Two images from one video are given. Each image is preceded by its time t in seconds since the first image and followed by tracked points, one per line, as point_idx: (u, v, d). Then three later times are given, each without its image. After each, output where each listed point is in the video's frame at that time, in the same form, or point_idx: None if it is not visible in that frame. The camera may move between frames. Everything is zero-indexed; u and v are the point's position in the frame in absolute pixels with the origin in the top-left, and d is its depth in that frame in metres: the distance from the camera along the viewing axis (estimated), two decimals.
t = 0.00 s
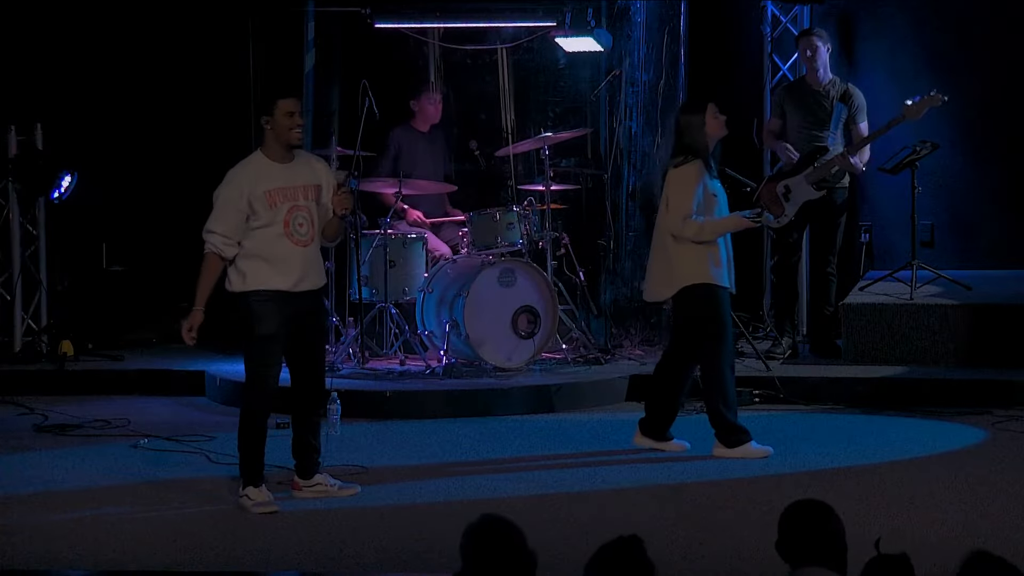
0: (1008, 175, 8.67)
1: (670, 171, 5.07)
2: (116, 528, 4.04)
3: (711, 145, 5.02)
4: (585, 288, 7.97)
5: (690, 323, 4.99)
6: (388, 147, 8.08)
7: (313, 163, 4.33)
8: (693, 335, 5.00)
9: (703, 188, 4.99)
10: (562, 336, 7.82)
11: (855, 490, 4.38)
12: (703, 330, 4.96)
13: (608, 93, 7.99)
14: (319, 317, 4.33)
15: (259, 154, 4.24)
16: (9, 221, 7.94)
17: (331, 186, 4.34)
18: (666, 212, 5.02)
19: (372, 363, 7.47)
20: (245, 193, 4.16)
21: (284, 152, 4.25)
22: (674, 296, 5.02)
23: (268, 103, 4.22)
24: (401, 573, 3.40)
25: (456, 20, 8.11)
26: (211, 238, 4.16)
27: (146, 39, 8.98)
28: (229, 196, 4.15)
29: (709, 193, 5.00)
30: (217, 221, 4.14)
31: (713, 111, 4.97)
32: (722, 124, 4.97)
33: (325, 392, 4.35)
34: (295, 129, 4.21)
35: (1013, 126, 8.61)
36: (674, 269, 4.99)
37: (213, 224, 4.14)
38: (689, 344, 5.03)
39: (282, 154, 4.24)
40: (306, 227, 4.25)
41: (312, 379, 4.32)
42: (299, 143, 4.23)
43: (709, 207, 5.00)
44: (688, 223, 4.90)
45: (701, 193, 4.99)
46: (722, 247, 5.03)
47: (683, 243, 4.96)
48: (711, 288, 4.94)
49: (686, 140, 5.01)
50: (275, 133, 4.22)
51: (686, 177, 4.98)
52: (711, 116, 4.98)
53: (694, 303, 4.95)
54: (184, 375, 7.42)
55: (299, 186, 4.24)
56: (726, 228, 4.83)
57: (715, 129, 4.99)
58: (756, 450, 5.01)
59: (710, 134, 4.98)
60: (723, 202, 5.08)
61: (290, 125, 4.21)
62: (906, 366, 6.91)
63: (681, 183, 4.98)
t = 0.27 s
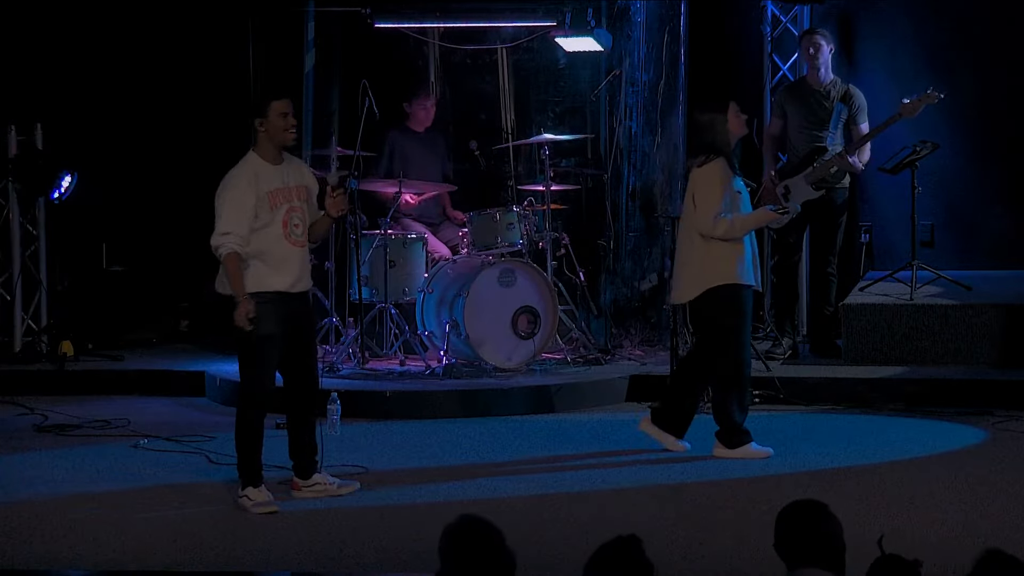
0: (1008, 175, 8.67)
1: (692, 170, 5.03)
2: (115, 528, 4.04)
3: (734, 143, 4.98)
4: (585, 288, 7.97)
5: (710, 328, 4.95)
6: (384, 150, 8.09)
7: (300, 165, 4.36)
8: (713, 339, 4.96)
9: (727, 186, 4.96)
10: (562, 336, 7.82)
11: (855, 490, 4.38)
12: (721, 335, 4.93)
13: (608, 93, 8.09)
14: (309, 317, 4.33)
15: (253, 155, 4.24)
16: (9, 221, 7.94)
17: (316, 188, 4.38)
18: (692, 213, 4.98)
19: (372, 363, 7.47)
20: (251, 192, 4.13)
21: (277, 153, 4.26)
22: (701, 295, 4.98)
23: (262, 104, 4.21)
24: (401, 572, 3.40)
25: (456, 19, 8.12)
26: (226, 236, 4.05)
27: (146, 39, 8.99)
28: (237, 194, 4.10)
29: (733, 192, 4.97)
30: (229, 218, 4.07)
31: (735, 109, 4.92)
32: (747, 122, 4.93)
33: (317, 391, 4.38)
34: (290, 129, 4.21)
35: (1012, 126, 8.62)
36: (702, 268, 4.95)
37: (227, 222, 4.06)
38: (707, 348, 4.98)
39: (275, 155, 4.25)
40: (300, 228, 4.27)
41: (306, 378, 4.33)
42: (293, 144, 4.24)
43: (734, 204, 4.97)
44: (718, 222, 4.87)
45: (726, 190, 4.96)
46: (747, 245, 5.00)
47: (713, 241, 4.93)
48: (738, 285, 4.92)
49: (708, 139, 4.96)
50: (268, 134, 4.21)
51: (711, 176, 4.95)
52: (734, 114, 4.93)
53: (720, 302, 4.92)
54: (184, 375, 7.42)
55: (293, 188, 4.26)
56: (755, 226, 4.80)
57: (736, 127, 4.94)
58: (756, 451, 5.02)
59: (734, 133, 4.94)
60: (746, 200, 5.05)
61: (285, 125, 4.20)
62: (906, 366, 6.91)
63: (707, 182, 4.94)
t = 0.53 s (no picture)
0: (1008, 175, 8.67)
1: (711, 172, 5.05)
2: (114, 527, 4.03)
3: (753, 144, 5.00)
4: (585, 288, 7.97)
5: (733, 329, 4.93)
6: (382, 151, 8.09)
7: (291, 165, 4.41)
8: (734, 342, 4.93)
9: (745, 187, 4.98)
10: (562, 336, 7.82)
11: (856, 490, 4.38)
12: (740, 338, 4.92)
13: (608, 93, 8.05)
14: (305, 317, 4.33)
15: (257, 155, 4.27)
16: (9, 221, 7.94)
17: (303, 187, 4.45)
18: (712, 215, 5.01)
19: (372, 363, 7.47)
20: (270, 189, 4.17)
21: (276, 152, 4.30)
22: (718, 296, 5.00)
23: (268, 102, 4.23)
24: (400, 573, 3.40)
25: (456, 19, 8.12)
26: (266, 232, 4.09)
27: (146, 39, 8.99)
28: (260, 191, 4.14)
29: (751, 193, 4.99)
30: (260, 215, 4.10)
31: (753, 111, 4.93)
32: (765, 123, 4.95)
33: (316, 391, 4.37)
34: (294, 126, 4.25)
35: (1012, 126, 8.62)
36: (721, 269, 4.97)
37: (260, 219, 4.09)
38: (727, 350, 4.95)
39: (275, 153, 4.30)
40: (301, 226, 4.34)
41: (304, 379, 4.33)
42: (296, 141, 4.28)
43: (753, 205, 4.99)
44: (736, 224, 4.89)
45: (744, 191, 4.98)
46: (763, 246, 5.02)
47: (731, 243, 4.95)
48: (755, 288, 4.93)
49: (727, 140, 4.98)
50: (272, 132, 4.24)
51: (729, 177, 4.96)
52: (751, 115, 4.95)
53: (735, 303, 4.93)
54: (184, 375, 7.42)
55: (293, 186, 4.32)
56: (772, 229, 4.82)
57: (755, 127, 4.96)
58: (757, 453, 5.01)
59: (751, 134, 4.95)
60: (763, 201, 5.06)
61: (288, 122, 4.25)
62: (906, 366, 6.91)
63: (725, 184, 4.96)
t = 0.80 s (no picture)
0: (1008, 176, 8.68)
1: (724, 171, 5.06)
2: (114, 527, 4.04)
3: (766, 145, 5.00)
4: (585, 288, 7.97)
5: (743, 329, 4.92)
6: (381, 150, 8.09)
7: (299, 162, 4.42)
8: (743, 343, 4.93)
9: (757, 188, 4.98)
10: (561, 336, 7.83)
11: (856, 490, 4.38)
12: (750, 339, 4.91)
13: (608, 93, 8.03)
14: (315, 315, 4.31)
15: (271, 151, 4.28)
16: (9, 221, 7.94)
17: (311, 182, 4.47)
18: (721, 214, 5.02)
19: (372, 363, 7.47)
20: (287, 188, 4.19)
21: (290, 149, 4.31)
22: (728, 296, 5.00)
23: (279, 100, 4.24)
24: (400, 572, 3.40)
25: (456, 19, 8.10)
26: (296, 231, 4.12)
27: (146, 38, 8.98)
28: (278, 191, 4.16)
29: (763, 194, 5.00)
30: (284, 215, 4.13)
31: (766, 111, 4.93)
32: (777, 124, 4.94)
33: (320, 393, 4.37)
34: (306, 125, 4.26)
35: (1012, 126, 8.62)
36: (729, 269, 4.97)
37: (284, 218, 4.12)
38: (736, 351, 4.94)
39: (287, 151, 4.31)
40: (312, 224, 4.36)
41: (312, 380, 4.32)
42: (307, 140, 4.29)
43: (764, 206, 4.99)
44: (746, 224, 4.88)
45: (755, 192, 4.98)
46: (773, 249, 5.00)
47: (739, 243, 4.95)
48: (763, 290, 4.92)
49: (740, 139, 5.01)
50: (284, 129, 4.24)
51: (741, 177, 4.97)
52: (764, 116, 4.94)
53: (741, 304, 4.93)
54: (184, 374, 7.41)
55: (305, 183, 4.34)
56: (782, 232, 4.82)
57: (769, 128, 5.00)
58: (756, 453, 5.01)
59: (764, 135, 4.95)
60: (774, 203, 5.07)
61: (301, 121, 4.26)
62: (906, 366, 6.91)
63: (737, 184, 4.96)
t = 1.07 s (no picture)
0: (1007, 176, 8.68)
1: (734, 170, 5.04)
2: (115, 526, 4.04)
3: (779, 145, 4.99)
4: (585, 288, 7.96)
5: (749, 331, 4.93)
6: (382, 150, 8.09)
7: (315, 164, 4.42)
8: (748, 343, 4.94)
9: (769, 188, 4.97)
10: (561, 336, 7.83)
11: (856, 490, 4.38)
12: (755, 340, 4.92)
13: (608, 93, 8.04)
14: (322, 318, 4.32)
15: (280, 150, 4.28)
16: (9, 221, 7.95)
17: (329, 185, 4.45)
18: (731, 213, 5.01)
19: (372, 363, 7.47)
20: (288, 187, 4.19)
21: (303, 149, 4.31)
22: (737, 295, 5.00)
23: (292, 99, 4.25)
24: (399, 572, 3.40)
25: (456, 19, 8.13)
26: (284, 230, 4.10)
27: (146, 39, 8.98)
28: (277, 188, 4.15)
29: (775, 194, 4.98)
30: (277, 213, 4.12)
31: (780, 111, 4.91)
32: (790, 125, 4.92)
33: (326, 396, 4.37)
34: (317, 125, 4.26)
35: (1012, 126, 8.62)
36: (739, 269, 4.98)
37: (277, 216, 4.11)
38: (742, 351, 4.95)
39: (299, 151, 4.30)
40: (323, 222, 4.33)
41: (315, 383, 4.32)
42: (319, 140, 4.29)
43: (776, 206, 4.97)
44: (755, 224, 4.88)
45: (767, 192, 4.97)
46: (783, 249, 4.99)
47: (749, 244, 4.94)
48: (771, 290, 4.92)
49: (751, 141, 4.96)
50: (294, 129, 4.25)
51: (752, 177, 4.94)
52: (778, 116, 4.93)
53: (746, 304, 4.95)
54: (184, 374, 7.41)
55: (314, 184, 4.32)
56: (792, 232, 4.81)
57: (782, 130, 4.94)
58: (756, 454, 5.01)
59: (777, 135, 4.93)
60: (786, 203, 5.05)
61: (312, 121, 4.26)
62: (906, 366, 6.90)
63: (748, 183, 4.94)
